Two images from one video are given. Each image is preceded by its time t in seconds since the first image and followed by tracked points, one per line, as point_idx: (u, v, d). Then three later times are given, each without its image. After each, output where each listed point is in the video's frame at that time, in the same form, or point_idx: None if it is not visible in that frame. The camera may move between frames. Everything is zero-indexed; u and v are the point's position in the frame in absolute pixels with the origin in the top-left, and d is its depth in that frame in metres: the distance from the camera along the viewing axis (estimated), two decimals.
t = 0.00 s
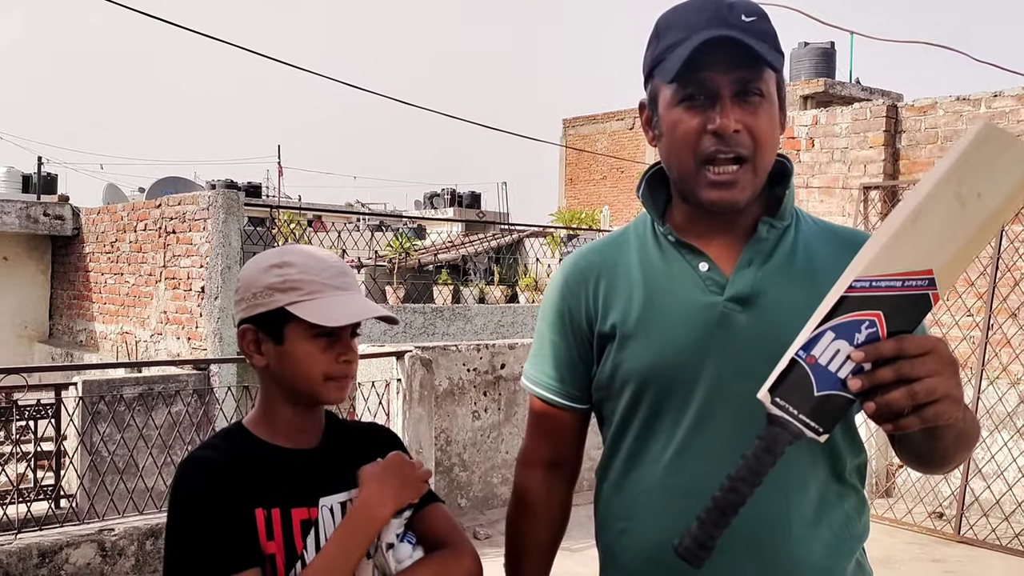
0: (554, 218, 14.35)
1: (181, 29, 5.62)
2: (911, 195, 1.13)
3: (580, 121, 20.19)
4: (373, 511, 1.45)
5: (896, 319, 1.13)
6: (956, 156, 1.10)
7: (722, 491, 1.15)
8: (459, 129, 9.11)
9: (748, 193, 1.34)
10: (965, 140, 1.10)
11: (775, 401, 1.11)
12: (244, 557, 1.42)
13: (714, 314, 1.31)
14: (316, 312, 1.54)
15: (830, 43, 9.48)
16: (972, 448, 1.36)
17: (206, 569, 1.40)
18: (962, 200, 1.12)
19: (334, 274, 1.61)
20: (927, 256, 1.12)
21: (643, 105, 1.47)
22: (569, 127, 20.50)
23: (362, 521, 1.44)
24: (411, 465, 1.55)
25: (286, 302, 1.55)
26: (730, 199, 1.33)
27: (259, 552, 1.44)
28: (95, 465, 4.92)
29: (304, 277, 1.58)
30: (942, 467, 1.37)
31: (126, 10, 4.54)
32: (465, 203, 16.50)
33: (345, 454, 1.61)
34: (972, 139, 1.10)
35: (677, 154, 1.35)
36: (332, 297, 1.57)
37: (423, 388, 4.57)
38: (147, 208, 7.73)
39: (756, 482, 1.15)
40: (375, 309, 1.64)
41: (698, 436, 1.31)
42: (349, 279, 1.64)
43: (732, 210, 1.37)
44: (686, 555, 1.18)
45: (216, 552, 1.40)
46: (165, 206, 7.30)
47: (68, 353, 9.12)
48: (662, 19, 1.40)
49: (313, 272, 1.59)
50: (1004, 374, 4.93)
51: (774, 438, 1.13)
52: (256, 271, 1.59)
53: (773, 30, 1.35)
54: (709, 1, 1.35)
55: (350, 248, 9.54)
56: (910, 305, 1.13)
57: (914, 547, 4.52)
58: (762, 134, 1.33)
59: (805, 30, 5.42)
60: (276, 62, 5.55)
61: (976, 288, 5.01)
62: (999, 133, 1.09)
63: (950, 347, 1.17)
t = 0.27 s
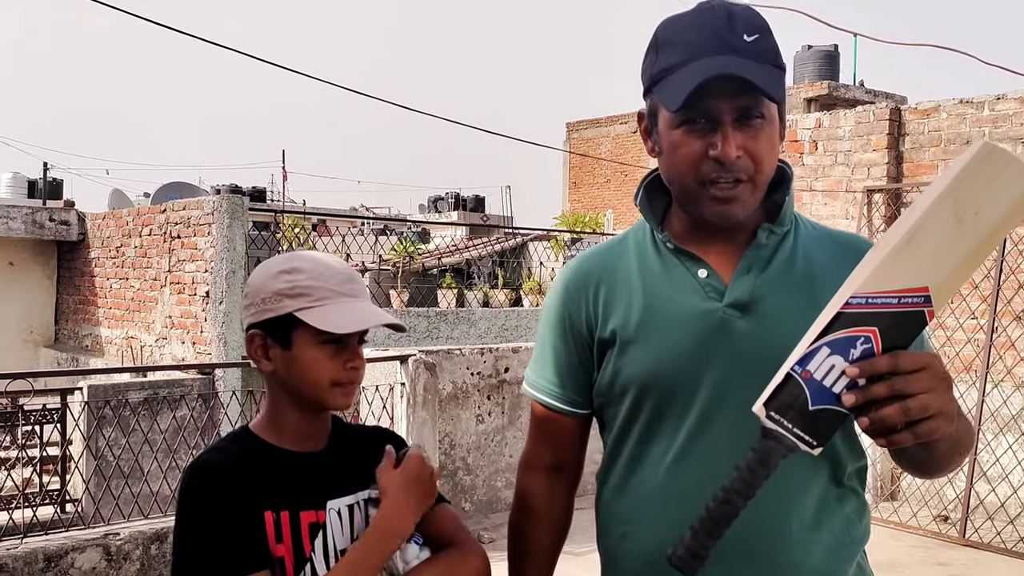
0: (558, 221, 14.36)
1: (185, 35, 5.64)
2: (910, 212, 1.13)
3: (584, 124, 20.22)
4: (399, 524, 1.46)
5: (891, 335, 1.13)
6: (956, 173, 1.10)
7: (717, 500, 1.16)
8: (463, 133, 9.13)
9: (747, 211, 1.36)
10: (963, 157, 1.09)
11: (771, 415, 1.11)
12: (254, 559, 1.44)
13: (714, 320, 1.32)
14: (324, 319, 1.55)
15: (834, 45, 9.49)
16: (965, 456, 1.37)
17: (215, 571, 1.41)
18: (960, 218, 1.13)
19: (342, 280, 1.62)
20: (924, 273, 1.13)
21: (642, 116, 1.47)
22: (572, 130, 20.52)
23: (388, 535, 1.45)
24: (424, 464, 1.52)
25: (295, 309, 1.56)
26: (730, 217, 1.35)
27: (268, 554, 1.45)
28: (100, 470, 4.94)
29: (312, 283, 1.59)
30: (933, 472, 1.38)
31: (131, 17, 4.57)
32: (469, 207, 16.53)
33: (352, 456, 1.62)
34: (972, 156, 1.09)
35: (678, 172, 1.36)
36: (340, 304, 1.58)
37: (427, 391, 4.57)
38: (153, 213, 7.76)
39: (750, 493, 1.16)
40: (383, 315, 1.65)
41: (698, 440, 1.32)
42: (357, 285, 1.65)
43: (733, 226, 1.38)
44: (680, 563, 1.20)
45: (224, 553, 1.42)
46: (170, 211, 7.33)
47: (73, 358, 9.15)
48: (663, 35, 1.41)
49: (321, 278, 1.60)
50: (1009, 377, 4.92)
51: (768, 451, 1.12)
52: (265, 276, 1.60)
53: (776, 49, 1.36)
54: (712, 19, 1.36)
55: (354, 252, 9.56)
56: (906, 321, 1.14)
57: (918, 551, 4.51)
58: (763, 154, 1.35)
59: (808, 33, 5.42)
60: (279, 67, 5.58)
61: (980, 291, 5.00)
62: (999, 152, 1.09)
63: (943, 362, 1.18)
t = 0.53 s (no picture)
0: (561, 223, 14.36)
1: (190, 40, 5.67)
2: (907, 216, 1.16)
3: (587, 127, 20.24)
4: (424, 541, 1.47)
5: (885, 339, 1.15)
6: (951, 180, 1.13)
7: (711, 500, 1.19)
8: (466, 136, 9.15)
9: (745, 212, 1.37)
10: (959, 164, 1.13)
11: (765, 416, 1.12)
12: (263, 558, 1.44)
13: (713, 322, 1.33)
14: (330, 320, 1.57)
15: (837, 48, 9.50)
16: (962, 459, 1.38)
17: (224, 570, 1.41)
18: (955, 224, 1.15)
19: (347, 283, 1.64)
20: (919, 278, 1.15)
21: (643, 119, 1.49)
22: (576, 133, 20.54)
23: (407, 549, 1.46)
24: (480, 528, 1.56)
25: (301, 311, 1.58)
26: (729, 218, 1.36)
27: (276, 553, 1.46)
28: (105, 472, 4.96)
29: (318, 285, 1.60)
30: (931, 475, 1.39)
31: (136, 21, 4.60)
32: (472, 209, 16.54)
33: (359, 458, 1.64)
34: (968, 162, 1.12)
35: (677, 174, 1.38)
36: (345, 306, 1.60)
37: (431, 395, 4.54)
38: (157, 217, 7.79)
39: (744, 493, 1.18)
40: (387, 317, 1.67)
41: (697, 441, 1.33)
42: (362, 287, 1.67)
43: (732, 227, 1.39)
44: (673, 561, 1.23)
45: (232, 552, 1.42)
46: (175, 215, 7.36)
47: (78, 361, 9.18)
48: (663, 39, 1.42)
49: (327, 280, 1.61)
50: (1012, 379, 4.91)
51: (763, 451, 1.14)
52: (271, 279, 1.62)
53: (774, 53, 1.38)
54: (711, 24, 1.38)
55: (357, 255, 9.58)
56: (899, 325, 1.15)
57: (922, 553, 4.51)
58: (761, 157, 1.36)
59: (810, 36, 5.43)
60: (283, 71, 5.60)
61: (982, 293, 5.00)
62: (993, 159, 1.12)
63: (936, 366, 1.19)
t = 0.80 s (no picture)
0: (565, 225, 14.38)
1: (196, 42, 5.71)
2: (901, 219, 1.18)
3: (591, 129, 20.26)
4: (434, 544, 1.49)
5: (880, 340, 1.17)
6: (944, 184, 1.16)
7: (710, 499, 1.21)
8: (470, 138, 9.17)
9: (746, 210, 1.38)
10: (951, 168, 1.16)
11: (763, 415, 1.14)
12: (277, 557, 1.46)
13: (712, 322, 1.35)
14: (341, 320, 1.59)
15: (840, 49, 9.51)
16: (957, 458, 1.40)
17: (239, 569, 1.44)
18: (948, 227, 1.17)
19: (357, 283, 1.66)
20: (913, 280, 1.17)
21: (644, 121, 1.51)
22: (579, 134, 20.57)
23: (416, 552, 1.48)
24: (491, 529, 1.58)
25: (311, 311, 1.60)
26: (728, 215, 1.38)
27: (290, 552, 1.48)
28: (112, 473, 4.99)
29: (328, 285, 1.63)
30: (926, 473, 1.41)
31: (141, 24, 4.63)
32: (476, 211, 16.57)
33: (368, 456, 1.66)
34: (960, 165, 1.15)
35: (677, 173, 1.40)
36: (356, 305, 1.62)
37: (436, 396, 4.57)
38: (162, 219, 7.83)
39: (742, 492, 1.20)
40: (396, 316, 1.69)
41: (697, 438, 1.35)
42: (371, 287, 1.69)
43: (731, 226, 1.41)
44: (674, 559, 1.25)
45: (248, 551, 1.44)
46: (180, 217, 7.39)
47: (84, 363, 9.22)
48: (665, 41, 1.45)
49: (337, 280, 1.64)
50: (1015, 379, 4.92)
51: (760, 451, 1.17)
52: (282, 280, 1.64)
53: (773, 55, 1.40)
54: (711, 26, 1.40)
55: (361, 257, 9.61)
56: (894, 326, 1.17)
57: (924, 553, 4.52)
58: (760, 156, 1.38)
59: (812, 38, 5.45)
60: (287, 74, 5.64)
61: (985, 293, 5.02)
62: (984, 162, 1.15)
63: (931, 367, 1.21)
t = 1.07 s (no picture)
0: (568, 225, 14.39)
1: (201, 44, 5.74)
2: (898, 220, 1.20)
3: (594, 129, 20.26)
4: (441, 540, 1.52)
5: (878, 339, 1.19)
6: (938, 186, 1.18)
7: (711, 496, 1.28)
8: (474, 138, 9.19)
9: (747, 205, 1.40)
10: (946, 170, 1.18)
11: (762, 413, 1.16)
12: (289, 552, 1.48)
13: (714, 318, 1.38)
14: (351, 318, 1.61)
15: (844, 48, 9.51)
16: (956, 454, 1.42)
17: (252, 564, 1.46)
18: (944, 227, 1.19)
19: (365, 281, 1.69)
20: (911, 280, 1.19)
21: (648, 119, 1.53)
22: (583, 134, 20.57)
23: (424, 548, 1.50)
24: (496, 524, 1.61)
25: (321, 309, 1.62)
26: (729, 211, 1.40)
27: (301, 547, 1.50)
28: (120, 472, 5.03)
29: (337, 284, 1.65)
30: (924, 468, 1.42)
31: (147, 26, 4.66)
32: (480, 211, 16.59)
33: (376, 453, 1.68)
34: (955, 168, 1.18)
35: (680, 169, 1.42)
36: (365, 303, 1.65)
37: (441, 395, 4.60)
38: (168, 219, 7.87)
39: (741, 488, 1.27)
40: (404, 314, 1.72)
41: (699, 433, 1.37)
42: (379, 285, 1.72)
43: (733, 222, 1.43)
44: (675, 553, 1.35)
45: (260, 547, 1.47)
46: (185, 218, 7.43)
47: (90, 363, 9.27)
48: (667, 39, 1.47)
49: (345, 279, 1.66)
50: (1019, 377, 4.93)
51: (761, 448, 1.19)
52: (291, 278, 1.66)
53: (774, 54, 1.42)
54: (713, 25, 1.42)
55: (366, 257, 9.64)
56: (892, 324, 1.19)
57: (928, 551, 4.53)
58: (760, 152, 1.40)
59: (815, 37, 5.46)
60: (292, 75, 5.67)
61: (989, 292, 5.03)
62: (979, 164, 1.17)
63: (929, 364, 1.23)
